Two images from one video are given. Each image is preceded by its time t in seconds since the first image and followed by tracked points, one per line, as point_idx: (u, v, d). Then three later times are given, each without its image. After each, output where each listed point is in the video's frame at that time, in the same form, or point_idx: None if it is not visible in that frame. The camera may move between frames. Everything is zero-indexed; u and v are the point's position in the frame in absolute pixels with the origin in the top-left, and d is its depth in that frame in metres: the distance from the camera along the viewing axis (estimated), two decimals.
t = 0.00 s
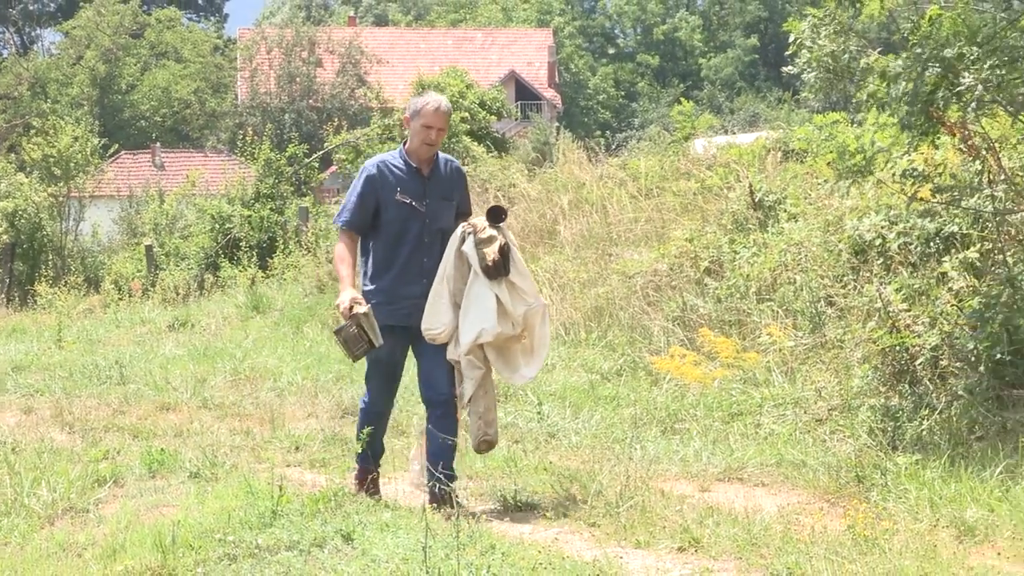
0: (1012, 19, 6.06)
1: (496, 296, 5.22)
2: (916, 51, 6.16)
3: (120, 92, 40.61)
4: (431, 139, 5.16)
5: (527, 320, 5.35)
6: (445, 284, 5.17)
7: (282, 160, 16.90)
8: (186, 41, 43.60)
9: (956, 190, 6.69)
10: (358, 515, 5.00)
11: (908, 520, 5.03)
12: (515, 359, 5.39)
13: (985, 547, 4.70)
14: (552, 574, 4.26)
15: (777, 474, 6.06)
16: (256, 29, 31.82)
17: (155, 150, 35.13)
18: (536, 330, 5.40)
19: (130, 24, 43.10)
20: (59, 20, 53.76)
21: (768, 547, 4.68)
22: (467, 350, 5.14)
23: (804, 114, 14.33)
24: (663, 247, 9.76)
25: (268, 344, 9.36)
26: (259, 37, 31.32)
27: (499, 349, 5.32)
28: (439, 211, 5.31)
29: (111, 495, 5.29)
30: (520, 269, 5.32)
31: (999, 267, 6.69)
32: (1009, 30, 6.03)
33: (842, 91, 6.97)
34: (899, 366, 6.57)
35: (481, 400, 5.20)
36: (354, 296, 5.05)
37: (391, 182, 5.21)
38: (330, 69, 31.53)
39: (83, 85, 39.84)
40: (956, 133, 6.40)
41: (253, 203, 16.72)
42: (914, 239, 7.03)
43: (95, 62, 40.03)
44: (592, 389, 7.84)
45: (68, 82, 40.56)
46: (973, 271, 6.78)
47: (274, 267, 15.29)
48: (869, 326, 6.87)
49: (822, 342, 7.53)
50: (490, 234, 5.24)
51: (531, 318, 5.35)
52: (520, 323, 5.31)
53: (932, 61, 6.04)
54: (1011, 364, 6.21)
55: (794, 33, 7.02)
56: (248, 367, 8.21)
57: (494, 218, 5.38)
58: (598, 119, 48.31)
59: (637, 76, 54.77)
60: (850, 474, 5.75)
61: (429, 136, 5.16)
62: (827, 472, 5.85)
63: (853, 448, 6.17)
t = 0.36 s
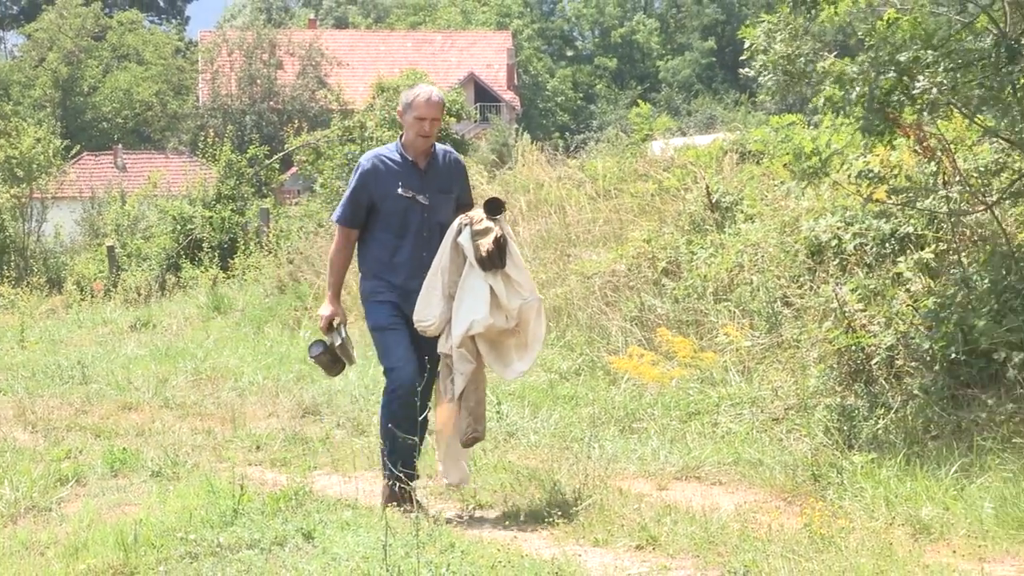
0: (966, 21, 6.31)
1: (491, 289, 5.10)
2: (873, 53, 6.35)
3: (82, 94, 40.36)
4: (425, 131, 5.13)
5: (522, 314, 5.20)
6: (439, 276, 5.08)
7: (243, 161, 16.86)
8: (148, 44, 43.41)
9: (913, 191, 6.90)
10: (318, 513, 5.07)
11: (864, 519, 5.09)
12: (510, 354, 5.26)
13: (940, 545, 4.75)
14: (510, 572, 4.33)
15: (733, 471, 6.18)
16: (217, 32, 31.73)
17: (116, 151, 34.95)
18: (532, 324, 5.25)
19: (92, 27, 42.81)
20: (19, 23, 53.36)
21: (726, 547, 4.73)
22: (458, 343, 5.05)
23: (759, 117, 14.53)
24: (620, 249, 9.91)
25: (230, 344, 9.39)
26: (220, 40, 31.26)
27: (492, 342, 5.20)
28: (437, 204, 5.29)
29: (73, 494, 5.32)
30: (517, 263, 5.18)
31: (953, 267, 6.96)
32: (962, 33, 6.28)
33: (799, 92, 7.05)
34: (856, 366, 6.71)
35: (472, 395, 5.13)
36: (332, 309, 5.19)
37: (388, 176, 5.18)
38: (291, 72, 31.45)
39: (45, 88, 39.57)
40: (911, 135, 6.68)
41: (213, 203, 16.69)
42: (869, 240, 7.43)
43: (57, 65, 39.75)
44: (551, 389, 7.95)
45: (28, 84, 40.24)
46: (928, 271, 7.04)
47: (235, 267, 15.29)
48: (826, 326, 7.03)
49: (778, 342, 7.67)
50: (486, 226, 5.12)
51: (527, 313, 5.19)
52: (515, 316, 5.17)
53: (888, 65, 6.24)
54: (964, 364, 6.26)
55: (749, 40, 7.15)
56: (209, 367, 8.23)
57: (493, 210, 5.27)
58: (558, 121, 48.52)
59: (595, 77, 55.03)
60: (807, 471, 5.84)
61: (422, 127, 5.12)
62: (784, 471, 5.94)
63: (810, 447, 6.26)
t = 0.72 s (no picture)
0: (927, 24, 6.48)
1: (495, 297, 4.93)
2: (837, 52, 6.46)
3: (50, 96, 40.14)
4: (413, 140, 5.00)
5: (527, 321, 5.03)
6: (440, 288, 4.94)
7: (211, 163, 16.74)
8: (116, 45, 43.23)
9: (874, 190, 7.18)
10: (287, 511, 5.14)
11: (826, 517, 5.14)
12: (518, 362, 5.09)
13: (902, 542, 4.80)
14: (475, 570, 4.38)
15: (696, 469, 6.30)
16: (186, 35, 31.61)
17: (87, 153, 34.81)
18: (537, 330, 5.07)
19: (59, 28, 42.56)
20: None
21: (690, 543, 4.80)
22: (463, 354, 4.91)
23: (721, 118, 14.68)
24: (585, 249, 10.04)
25: (198, 343, 9.42)
26: (188, 42, 30.93)
27: (498, 351, 5.03)
28: (431, 212, 5.16)
29: (43, 493, 5.37)
30: (519, 267, 5.00)
31: (914, 268, 7.12)
32: (923, 35, 6.41)
33: (762, 95, 7.20)
34: (817, 365, 6.83)
35: (479, 404, 4.97)
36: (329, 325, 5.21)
37: (379, 189, 5.06)
38: (259, 74, 31.38)
39: (13, 89, 39.33)
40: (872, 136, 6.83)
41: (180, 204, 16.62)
42: (832, 241, 7.50)
43: (25, 66, 39.49)
44: (517, 388, 8.05)
45: None
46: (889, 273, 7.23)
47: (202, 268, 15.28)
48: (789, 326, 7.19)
49: (742, 342, 7.80)
50: (485, 233, 4.96)
51: (532, 318, 5.02)
52: (520, 323, 4.99)
53: (850, 64, 6.35)
54: (927, 362, 6.43)
55: (710, 43, 7.33)
56: (178, 366, 8.25)
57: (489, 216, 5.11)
58: (523, 122, 48.68)
59: (560, 79, 55.24)
60: (771, 470, 5.91)
61: (407, 138, 4.99)
62: (747, 469, 6.02)
63: (772, 445, 6.35)
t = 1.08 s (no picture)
0: (897, 26, 6.58)
1: (501, 296, 4.99)
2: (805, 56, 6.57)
3: (25, 98, 40.02)
4: (421, 135, 4.87)
5: (530, 319, 5.11)
6: (444, 283, 4.92)
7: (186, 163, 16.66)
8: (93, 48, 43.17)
9: (844, 191, 7.37)
10: (262, 508, 5.20)
11: (796, 514, 5.11)
12: (519, 360, 5.16)
13: (871, 539, 4.78)
14: (447, 565, 4.42)
15: (667, 466, 6.41)
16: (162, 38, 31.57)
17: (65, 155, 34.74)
18: (539, 329, 5.15)
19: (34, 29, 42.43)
20: None
21: (660, 539, 4.85)
22: (471, 351, 4.92)
23: (693, 119, 14.81)
24: (558, 249, 10.17)
25: (174, 343, 9.45)
26: (166, 45, 30.92)
27: (502, 349, 5.09)
28: (433, 211, 5.02)
29: (20, 491, 5.43)
30: (523, 266, 5.07)
31: (882, 268, 7.24)
32: (891, 38, 6.55)
33: (732, 95, 7.35)
34: (787, 364, 7.00)
35: (487, 401, 5.00)
36: (350, 301, 4.76)
37: (382, 184, 4.91)
38: (234, 75, 31.33)
39: None
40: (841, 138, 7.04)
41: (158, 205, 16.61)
42: (800, 240, 7.75)
43: None
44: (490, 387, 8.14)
45: None
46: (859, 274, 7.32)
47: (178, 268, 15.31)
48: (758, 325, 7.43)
49: (713, 340, 7.93)
50: (489, 231, 5.00)
51: (536, 316, 5.11)
52: (524, 321, 5.07)
53: (821, 65, 6.48)
54: (895, 361, 6.48)
55: (682, 44, 7.45)
56: (155, 365, 8.29)
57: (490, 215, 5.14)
58: (496, 123, 48.81)
59: (533, 81, 55.42)
60: (740, 466, 6.00)
61: (416, 129, 4.86)
62: (718, 466, 6.12)
63: (742, 442, 6.44)
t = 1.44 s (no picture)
0: (870, 29, 6.78)
1: (514, 311, 4.85)
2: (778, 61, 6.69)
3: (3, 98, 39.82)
4: (449, 135, 4.79)
5: (543, 336, 4.96)
6: (460, 292, 4.80)
7: (168, 165, 16.71)
8: (75, 51, 43.03)
9: (818, 192, 7.52)
10: (242, 506, 5.27)
11: (771, 511, 5.23)
12: (529, 377, 5.01)
13: (845, 536, 4.88)
14: (426, 562, 4.45)
15: (643, 464, 6.51)
16: (143, 40, 31.49)
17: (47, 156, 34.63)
18: (554, 347, 4.99)
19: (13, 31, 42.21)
20: None
21: (638, 537, 4.92)
22: (480, 366, 4.79)
23: (668, 120, 14.94)
24: (536, 248, 10.27)
25: (155, 341, 9.50)
26: (146, 47, 30.84)
27: (512, 366, 4.95)
28: (457, 214, 4.93)
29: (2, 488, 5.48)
30: (539, 281, 4.94)
31: (856, 267, 7.38)
32: (867, 39, 6.73)
33: (707, 96, 7.51)
34: (762, 363, 7.11)
35: (490, 419, 4.87)
36: (358, 312, 4.81)
37: (407, 182, 4.83)
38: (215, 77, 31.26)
39: None
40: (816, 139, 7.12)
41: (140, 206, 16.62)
42: (775, 241, 7.85)
43: None
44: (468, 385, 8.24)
45: None
46: (833, 274, 7.40)
47: (158, 268, 15.35)
48: (734, 325, 7.51)
49: (689, 339, 8.03)
50: (510, 243, 4.87)
51: (549, 335, 4.96)
52: (537, 337, 4.92)
53: (795, 67, 6.59)
54: (869, 359, 6.56)
55: (659, 43, 7.60)
56: (136, 364, 8.34)
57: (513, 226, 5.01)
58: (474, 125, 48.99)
59: (511, 83, 55.57)
60: (715, 464, 6.12)
61: (446, 129, 4.78)
62: (693, 463, 6.23)
63: (717, 440, 6.56)
